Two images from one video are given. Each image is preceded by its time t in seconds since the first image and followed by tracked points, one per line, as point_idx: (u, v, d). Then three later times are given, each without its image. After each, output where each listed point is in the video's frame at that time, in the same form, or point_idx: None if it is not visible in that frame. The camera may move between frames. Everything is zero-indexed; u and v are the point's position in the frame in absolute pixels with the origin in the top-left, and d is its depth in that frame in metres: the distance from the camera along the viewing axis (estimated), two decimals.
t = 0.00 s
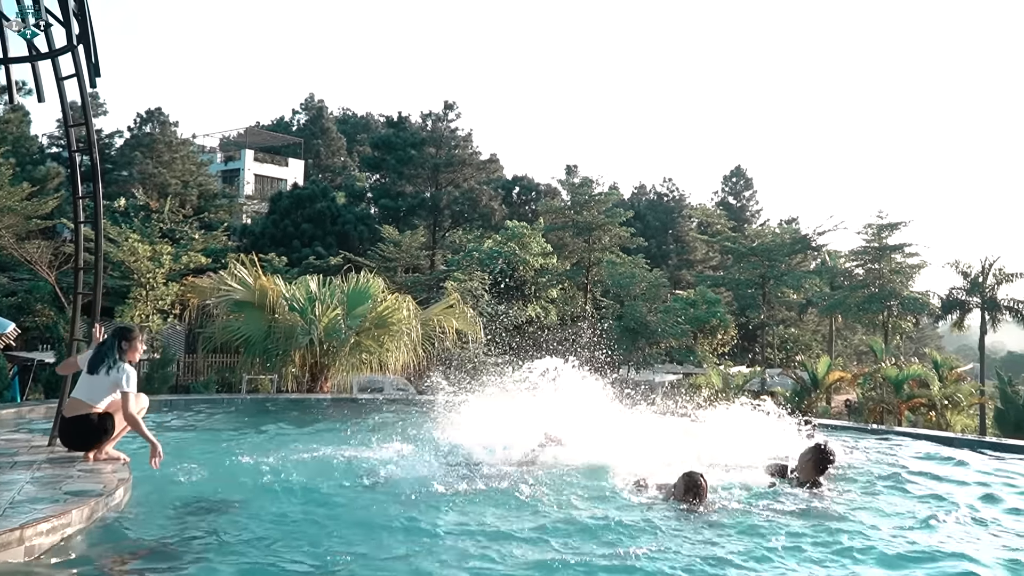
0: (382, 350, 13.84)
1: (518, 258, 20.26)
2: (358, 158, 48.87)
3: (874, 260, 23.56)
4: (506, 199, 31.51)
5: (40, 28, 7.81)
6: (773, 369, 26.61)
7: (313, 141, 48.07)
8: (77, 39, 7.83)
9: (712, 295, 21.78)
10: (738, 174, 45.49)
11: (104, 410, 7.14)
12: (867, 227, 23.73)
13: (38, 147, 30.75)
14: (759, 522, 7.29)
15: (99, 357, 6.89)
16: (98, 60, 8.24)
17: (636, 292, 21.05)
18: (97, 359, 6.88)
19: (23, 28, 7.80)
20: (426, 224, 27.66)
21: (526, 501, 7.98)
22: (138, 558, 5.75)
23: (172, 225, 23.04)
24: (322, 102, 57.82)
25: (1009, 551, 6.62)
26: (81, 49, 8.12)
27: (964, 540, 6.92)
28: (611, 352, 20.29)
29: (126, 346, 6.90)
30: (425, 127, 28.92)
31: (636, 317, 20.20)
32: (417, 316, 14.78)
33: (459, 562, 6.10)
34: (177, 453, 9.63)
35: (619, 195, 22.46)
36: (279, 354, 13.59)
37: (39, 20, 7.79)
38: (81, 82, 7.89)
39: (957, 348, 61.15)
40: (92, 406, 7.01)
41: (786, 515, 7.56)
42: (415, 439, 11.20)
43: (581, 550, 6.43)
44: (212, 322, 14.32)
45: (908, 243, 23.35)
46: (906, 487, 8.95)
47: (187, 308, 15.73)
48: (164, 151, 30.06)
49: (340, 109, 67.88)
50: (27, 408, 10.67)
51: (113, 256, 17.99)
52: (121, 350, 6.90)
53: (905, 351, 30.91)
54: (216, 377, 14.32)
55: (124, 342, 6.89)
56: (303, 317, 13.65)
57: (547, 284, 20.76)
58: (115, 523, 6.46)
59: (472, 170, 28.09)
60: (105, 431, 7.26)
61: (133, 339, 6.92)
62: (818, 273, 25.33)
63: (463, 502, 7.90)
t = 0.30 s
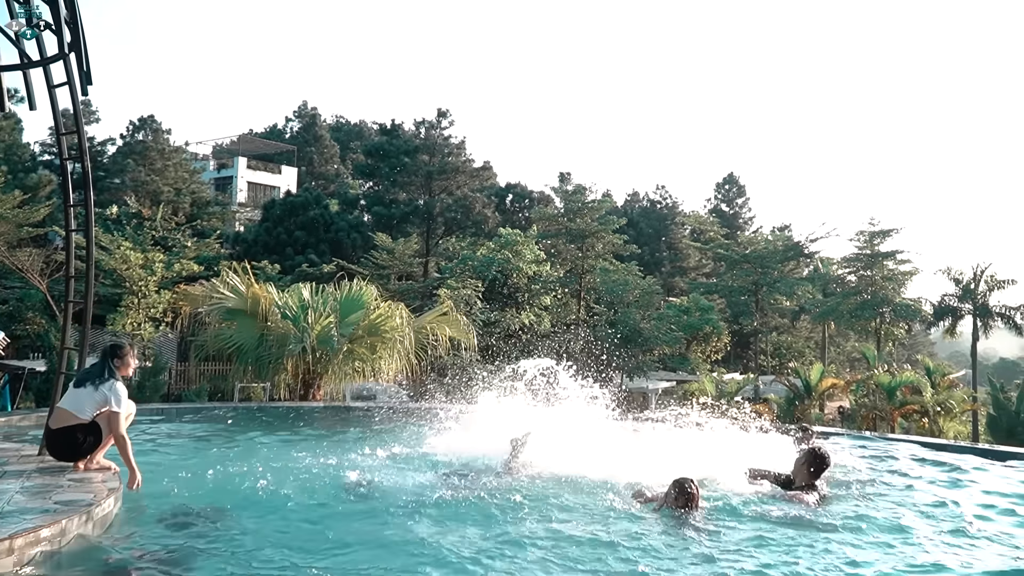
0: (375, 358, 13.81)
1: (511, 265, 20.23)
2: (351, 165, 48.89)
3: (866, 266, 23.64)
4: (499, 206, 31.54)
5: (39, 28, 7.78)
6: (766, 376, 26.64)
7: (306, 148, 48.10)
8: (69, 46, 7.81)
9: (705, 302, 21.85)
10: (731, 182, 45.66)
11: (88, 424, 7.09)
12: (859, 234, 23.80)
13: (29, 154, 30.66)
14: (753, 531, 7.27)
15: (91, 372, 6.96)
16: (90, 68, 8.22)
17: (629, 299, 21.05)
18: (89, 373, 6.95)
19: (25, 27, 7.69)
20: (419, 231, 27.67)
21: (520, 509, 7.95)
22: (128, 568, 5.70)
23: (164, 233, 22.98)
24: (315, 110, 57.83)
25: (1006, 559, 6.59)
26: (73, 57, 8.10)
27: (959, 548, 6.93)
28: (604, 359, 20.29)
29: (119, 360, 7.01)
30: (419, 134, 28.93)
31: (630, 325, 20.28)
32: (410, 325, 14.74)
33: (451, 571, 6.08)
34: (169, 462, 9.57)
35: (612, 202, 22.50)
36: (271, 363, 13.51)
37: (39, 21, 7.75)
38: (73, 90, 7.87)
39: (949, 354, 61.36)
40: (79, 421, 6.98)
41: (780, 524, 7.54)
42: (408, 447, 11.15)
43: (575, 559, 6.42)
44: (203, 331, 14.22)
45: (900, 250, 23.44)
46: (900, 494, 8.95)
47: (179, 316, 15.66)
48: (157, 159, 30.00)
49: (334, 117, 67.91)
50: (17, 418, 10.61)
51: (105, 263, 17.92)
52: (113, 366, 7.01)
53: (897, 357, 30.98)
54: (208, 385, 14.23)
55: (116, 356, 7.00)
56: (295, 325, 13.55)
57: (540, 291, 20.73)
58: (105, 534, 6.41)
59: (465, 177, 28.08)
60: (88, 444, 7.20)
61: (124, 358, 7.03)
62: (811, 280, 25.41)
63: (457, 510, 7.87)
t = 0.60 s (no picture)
0: (367, 367, 13.79)
1: (504, 274, 20.22)
2: (344, 174, 48.94)
3: (858, 275, 23.72)
4: (492, 215, 31.58)
5: (40, 29, 7.55)
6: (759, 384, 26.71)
7: (299, 157, 48.11)
8: (60, 56, 7.80)
9: (697, 310, 21.90)
10: (723, 191, 45.79)
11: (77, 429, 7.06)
12: (850, 243, 23.90)
13: (20, 163, 30.56)
14: (747, 540, 7.24)
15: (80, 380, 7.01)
16: (81, 78, 8.21)
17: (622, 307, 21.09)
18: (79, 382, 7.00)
19: (24, 29, 7.52)
20: (412, 240, 27.67)
21: (510, 518, 7.94)
22: None
23: (156, 242, 22.92)
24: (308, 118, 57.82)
25: (1001, 567, 6.56)
26: (64, 67, 8.09)
27: (954, 556, 6.93)
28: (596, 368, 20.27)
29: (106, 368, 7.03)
30: (411, 143, 28.93)
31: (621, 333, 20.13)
32: (403, 333, 14.68)
33: None
34: (157, 472, 9.48)
35: (604, 211, 22.53)
36: (262, 372, 13.45)
37: (40, 21, 7.52)
38: (64, 100, 7.85)
39: (941, 362, 61.61)
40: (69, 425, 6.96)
41: (774, 532, 7.53)
42: (400, 456, 11.13)
43: (568, 568, 6.39)
44: (194, 340, 14.09)
45: (891, 258, 23.53)
46: (894, 502, 8.95)
47: (170, 325, 15.58)
48: (148, 167, 29.92)
49: (326, 125, 67.84)
50: (6, 428, 10.53)
51: (96, 272, 17.85)
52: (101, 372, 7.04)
53: (889, 365, 31.08)
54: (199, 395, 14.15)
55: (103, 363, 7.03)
56: (286, 334, 13.51)
57: (533, 300, 20.73)
58: (93, 546, 6.34)
59: (457, 186, 28.10)
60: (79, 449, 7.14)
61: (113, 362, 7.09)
62: (802, 288, 25.49)
63: (449, 520, 7.85)
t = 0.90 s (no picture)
0: (360, 375, 13.76)
1: (497, 281, 20.22)
2: (337, 182, 48.96)
3: (851, 282, 23.78)
4: (486, 223, 31.61)
5: (39, 30, 7.49)
6: (752, 391, 26.75)
7: (292, 164, 48.12)
8: (51, 65, 7.78)
9: (691, 317, 21.94)
10: (716, 198, 45.93)
11: (70, 436, 6.99)
12: (843, 250, 23.97)
13: (13, 171, 30.48)
14: (742, 548, 7.22)
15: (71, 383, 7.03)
16: (73, 86, 8.19)
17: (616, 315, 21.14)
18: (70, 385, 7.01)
19: (25, 28, 7.38)
20: (406, 247, 27.68)
21: (504, 527, 7.92)
22: None
23: (149, 250, 22.86)
24: (301, 126, 57.85)
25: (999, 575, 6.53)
26: (56, 75, 8.05)
27: (949, 563, 6.92)
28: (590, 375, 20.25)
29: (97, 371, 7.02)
30: (405, 151, 28.92)
31: (614, 340, 20.06)
32: (396, 341, 14.64)
33: None
34: (149, 481, 9.42)
35: (598, 218, 22.56)
36: (255, 380, 13.39)
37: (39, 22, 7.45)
38: (56, 109, 7.83)
39: (935, 367, 61.82)
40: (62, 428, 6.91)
41: (768, 540, 7.51)
42: (394, 464, 11.10)
43: None
44: (187, 348, 14.00)
45: (883, 265, 23.61)
46: (889, 509, 8.95)
47: (163, 333, 15.49)
48: (142, 175, 29.86)
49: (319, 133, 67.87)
50: None
51: (88, 280, 17.80)
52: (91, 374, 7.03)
53: (882, 372, 31.17)
54: (191, 403, 14.10)
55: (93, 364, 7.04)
56: (280, 342, 13.46)
57: (527, 307, 20.73)
58: (83, 556, 6.30)
59: (451, 194, 28.13)
60: (71, 458, 7.05)
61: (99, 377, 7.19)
62: (795, 296, 25.53)
63: (443, 528, 7.84)
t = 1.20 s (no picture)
0: (354, 384, 13.72)
1: (491, 289, 20.18)
2: (331, 190, 48.96)
3: (844, 289, 23.85)
4: (480, 230, 31.63)
5: (39, 30, 7.55)
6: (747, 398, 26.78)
7: (286, 172, 48.09)
8: (44, 72, 7.76)
9: (685, 325, 21.98)
10: (709, 206, 46.07)
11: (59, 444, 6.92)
12: (836, 257, 24.03)
13: (5, 179, 30.36)
14: (737, 557, 7.20)
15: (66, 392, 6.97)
16: (65, 94, 8.17)
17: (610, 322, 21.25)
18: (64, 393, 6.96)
19: (23, 29, 7.43)
20: (400, 255, 27.67)
21: (499, 536, 7.90)
22: None
23: (142, 257, 22.78)
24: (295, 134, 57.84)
25: None
26: (48, 82, 8.03)
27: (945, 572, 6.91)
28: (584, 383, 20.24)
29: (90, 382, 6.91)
30: (399, 159, 28.93)
31: (608, 347, 20.05)
32: (389, 349, 14.60)
33: None
34: (140, 491, 9.36)
35: (592, 226, 22.58)
36: (248, 389, 13.35)
37: (40, 22, 7.52)
38: (48, 116, 7.81)
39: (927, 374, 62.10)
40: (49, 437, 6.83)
41: (764, 549, 7.47)
42: (388, 473, 11.06)
43: None
44: (180, 356, 13.95)
45: (876, 273, 23.69)
46: (883, 518, 8.94)
47: (155, 341, 15.45)
48: (135, 183, 29.78)
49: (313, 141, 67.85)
50: None
51: (80, 288, 17.73)
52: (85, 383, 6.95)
53: (875, 379, 31.24)
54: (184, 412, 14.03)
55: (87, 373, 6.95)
56: (272, 351, 13.40)
57: (521, 315, 20.72)
58: (75, 566, 6.25)
59: (445, 202, 28.15)
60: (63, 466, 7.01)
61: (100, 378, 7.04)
62: (789, 303, 25.57)
63: (436, 538, 7.81)
